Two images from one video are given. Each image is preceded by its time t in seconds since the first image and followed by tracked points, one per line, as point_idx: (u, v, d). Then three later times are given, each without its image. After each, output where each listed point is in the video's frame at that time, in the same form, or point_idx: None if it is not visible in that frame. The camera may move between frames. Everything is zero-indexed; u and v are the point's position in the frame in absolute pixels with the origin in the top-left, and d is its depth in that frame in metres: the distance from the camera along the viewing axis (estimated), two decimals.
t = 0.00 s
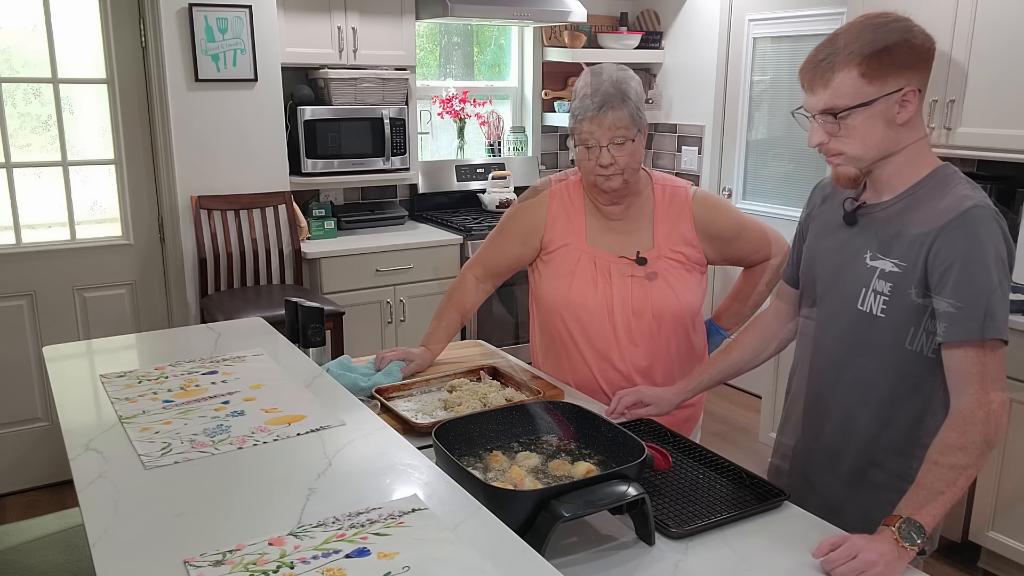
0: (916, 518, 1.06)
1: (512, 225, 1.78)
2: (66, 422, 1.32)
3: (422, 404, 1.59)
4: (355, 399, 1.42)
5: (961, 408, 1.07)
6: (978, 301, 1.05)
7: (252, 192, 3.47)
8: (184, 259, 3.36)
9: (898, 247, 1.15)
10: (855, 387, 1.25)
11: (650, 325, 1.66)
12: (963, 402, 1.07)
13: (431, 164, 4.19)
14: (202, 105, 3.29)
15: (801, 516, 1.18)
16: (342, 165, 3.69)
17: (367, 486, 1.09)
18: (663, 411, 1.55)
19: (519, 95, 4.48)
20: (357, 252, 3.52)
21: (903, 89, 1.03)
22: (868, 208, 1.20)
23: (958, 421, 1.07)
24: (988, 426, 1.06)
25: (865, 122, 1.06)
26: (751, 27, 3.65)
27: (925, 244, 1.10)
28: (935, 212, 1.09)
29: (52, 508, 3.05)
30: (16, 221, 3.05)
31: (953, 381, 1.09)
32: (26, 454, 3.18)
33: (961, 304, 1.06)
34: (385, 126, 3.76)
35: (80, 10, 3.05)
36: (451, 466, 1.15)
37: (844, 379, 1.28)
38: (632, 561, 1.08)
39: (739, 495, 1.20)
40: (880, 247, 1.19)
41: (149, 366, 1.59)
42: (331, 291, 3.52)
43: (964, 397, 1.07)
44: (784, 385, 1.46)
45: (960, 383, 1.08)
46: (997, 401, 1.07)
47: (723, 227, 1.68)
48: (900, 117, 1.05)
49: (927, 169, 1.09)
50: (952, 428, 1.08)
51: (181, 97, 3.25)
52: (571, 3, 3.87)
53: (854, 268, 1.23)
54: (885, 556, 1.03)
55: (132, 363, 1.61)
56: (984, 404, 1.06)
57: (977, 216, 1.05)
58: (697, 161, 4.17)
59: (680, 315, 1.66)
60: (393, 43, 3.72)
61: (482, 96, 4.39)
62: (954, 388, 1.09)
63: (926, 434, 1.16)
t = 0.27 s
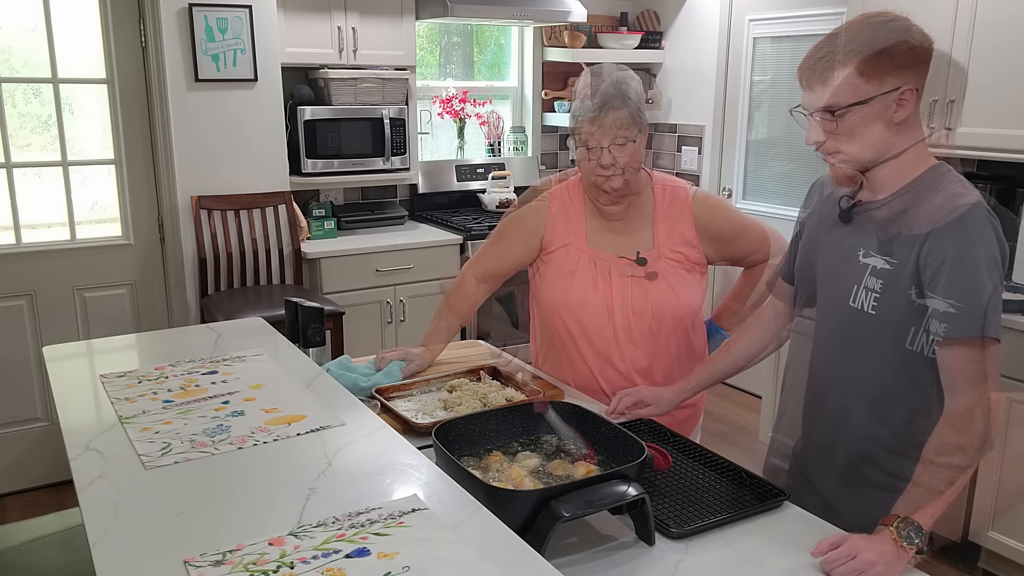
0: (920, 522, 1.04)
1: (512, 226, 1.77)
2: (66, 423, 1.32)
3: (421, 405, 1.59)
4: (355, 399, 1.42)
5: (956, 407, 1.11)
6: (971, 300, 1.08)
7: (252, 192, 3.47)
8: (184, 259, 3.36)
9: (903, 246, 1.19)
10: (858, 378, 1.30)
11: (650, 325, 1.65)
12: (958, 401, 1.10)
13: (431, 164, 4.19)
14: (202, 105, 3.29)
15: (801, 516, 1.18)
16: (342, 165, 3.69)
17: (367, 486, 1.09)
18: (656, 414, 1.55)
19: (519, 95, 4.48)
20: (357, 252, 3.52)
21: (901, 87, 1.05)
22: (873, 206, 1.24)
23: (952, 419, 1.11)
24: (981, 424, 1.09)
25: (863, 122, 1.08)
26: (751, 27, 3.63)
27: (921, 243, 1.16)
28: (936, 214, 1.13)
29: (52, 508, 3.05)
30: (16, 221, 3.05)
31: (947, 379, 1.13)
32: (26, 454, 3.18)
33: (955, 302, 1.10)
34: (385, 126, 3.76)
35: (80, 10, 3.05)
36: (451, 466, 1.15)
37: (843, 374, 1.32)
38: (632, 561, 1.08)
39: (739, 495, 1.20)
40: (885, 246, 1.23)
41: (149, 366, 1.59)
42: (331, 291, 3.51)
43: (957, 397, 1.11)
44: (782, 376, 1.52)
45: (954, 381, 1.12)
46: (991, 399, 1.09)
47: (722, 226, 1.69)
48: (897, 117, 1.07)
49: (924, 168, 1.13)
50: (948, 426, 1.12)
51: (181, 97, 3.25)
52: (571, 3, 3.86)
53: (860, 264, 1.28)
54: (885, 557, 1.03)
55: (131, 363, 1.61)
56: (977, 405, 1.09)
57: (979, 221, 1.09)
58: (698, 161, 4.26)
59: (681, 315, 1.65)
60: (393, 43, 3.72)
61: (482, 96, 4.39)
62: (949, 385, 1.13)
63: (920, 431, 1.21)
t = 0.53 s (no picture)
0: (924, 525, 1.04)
1: (512, 226, 1.71)
2: (66, 422, 1.32)
3: (422, 406, 1.61)
4: (355, 399, 1.42)
5: (954, 408, 1.13)
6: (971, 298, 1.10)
7: (252, 192, 3.47)
8: (184, 259, 3.35)
9: (904, 247, 1.21)
10: (855, 378, 1.30)
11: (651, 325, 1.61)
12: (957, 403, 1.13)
13: (431, 164, 4.19)
14: (202, 105, 3.29)
15: (801, 517, 1.18)
16: (342, 165, 3.69)
17: (368, 486, 1.09)
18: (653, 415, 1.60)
19: (519, 95, 4.48)
20: (356, 252, 3.51)
21: (898, 86, 1.04)
22: (873, 207, 1.23)
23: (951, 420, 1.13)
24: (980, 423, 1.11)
25: (863, 122, 1.07)
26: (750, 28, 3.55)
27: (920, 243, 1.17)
28: (936, 214, 1.15)
29: (52, 508, 3.05)
30: (16, 221, 3.05)
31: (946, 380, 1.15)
32: (26, 454, 3.18)
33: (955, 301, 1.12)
34: (385, 126, 3.76)
35: (80, 10, 3.04)
36: (451, 466, 1.15)
37: (841, 373, 1.32)
38: (632, 561, 1.08)
39: (739, 495, 1.20)
40: (885, 245, 1.24)
41: (149, 366, 1.59)
42: (330, 291, 3.51)
43: (956, 396, 1.13)
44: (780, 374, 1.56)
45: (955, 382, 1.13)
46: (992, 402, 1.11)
47: (723, 226, 1.65)
48: (896, 117, 1.06)
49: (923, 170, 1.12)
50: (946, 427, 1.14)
51: (181, 97, 3.25)
52: (571, 3, 3.86)
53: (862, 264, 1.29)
54: (884, 557, 1.03)
55: (132, 363, 1.61)
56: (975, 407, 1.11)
57: (981, 221, 1.12)
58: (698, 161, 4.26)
59: (683, 316, 1.62)
60: (393, 43, 3.72)
61: (482, 96, 4.39)
62: (948, 385, 1.15)
63: (919, 430, 1.22)
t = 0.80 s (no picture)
0: (925, 526, 1.04)
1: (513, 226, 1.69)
2: (66, 422, 1.32)
3: (422, 405, 1.61)
4: (355, 399, 1.42)
5: (954, 408, 1.16)
6: (971, 297, 1.11)
7: (252, 191, 3.47)
8: (184, 259, 3.35)
9: (904, 247, 1.21)
10: (853, 378, 1.30)
11: (652, 325, 1.61)
12: (957, 402, 1.16)
13: (431, 164, 4.18)
14: (202, 105, 3.29)
15: (801, 517, 1.18)
16: (342, 165, 3.69)
17: (367, 485, 1.09)
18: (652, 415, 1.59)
19: (519, 95, 4.48)
20: (356, 251, 3.51)
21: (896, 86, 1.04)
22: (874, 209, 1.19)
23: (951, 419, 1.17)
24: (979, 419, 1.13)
25: (863, 121, 1.08)
26: (751, 29, 3.53)
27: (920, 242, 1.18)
28: (935, 214, 1.16)
29: (52, 508, 3.05)
30: (16, 221, 3.05)
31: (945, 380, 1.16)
32: (26, 454, 3.18)
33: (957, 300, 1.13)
34: (385, 126, 3.76)
35: (80, 10, 3.05)
36: (451, 466, 1.15)
37: (840, 373, 1.33)
38: (632, 561, 1.08)
39: (739, 494, 1.20)
40: (885, 245, 1.25)
41: (149, 366, 1.59)
42: (330, 291, 3.51)
43: (955, 396, 1.16)
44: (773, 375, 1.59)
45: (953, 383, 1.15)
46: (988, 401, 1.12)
47: (723, 226, 1.66)
48: (896, 116, 1.06)
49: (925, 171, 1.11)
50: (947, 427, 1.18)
51: (181, 97, 3.25)
52: (571, 3, 3.86)
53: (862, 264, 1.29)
54: (883, 556, 1.03)
55: (132, 363, 1.61)
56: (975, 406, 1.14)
57: (983, 220, 1.14)
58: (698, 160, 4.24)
59: (684, 316, 1.62)
60: (393, 42, 3.72)
61: (482, 96, 4.39)
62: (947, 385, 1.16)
63: (918, 428, 1.23)
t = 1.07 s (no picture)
0: (926, 526, 1.04)
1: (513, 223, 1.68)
2: (66, 422, 1.32)
3: (421, 404, 1.60)
4: (355, 399, 1.42)
5: (951, 409, 1.17)
6: (971, 297, 1.13)
7: (252, 191, 3.47)
8: (184, 259, 3.35)
9: (905, 247, 1.23)
10: (853, 378, 1.30)
11: (652, 325, 1.60)
12: (953, 403, 1.17)
13: (431, 164, 4.18)
14: (202, 105, 3.29)
15: (801, 517, 1.18)
16: (342, 165, 3.69)
17: (368, 485, 1.09)
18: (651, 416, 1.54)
19: (519, 95, 4.48)
20: (357, 251, 3.51)
21: (896, 86, 1.05)
22: (874, 208, 1.17)
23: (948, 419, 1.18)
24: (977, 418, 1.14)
25: (863, 121, 1.09)
26: (751, 28, 3.60)
27: (922, 242, 1.20)
28: (936, 214, 1.18)
29: (52, 508, 3.05)
30: (16, 221, 3.05)
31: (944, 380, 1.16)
32: (26, 454, 3.18)
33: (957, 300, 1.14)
34: (385, 126, 3.76)
35: (80, 10, 3.05)
36: (451, 466, 1.15)
37: (840, 373, 1.33)
38: (632, 561, 1.08)
39: (739, 495, 1.20)
40: (884, 246, 1.26)
41: (149, 366, 1.59)
42: (330, 291, 3.50)
43: (954, 398, 1.16)
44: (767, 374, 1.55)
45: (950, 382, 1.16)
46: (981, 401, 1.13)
47: (723, 226, 1.68)
48: (897, 116, 1.06)
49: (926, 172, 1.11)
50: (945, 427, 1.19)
51: (181, 97, 3.25)
52: (571, 3, 3.86)
53: (862, 265, 1.30)
54: (883, 557, 1.03)
55: (132, 363, 1.61)
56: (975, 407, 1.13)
57: (984, 219, 1.15)
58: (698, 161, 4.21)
59: (684, 316, 1.62)
60: (393, 43, 3.72)
61: (482, 96, 4.39)
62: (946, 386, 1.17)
63: (917, 429, 1.23)
